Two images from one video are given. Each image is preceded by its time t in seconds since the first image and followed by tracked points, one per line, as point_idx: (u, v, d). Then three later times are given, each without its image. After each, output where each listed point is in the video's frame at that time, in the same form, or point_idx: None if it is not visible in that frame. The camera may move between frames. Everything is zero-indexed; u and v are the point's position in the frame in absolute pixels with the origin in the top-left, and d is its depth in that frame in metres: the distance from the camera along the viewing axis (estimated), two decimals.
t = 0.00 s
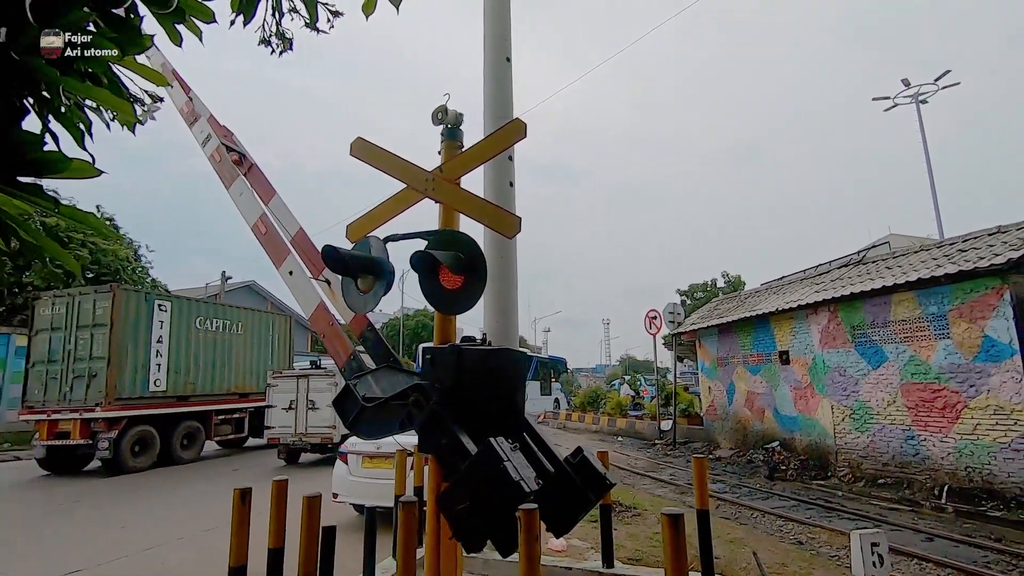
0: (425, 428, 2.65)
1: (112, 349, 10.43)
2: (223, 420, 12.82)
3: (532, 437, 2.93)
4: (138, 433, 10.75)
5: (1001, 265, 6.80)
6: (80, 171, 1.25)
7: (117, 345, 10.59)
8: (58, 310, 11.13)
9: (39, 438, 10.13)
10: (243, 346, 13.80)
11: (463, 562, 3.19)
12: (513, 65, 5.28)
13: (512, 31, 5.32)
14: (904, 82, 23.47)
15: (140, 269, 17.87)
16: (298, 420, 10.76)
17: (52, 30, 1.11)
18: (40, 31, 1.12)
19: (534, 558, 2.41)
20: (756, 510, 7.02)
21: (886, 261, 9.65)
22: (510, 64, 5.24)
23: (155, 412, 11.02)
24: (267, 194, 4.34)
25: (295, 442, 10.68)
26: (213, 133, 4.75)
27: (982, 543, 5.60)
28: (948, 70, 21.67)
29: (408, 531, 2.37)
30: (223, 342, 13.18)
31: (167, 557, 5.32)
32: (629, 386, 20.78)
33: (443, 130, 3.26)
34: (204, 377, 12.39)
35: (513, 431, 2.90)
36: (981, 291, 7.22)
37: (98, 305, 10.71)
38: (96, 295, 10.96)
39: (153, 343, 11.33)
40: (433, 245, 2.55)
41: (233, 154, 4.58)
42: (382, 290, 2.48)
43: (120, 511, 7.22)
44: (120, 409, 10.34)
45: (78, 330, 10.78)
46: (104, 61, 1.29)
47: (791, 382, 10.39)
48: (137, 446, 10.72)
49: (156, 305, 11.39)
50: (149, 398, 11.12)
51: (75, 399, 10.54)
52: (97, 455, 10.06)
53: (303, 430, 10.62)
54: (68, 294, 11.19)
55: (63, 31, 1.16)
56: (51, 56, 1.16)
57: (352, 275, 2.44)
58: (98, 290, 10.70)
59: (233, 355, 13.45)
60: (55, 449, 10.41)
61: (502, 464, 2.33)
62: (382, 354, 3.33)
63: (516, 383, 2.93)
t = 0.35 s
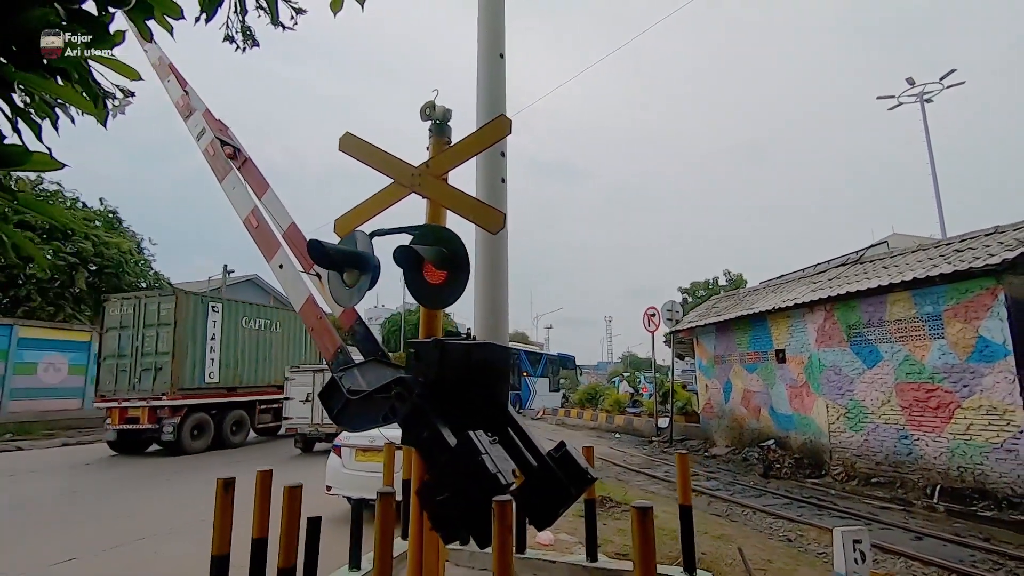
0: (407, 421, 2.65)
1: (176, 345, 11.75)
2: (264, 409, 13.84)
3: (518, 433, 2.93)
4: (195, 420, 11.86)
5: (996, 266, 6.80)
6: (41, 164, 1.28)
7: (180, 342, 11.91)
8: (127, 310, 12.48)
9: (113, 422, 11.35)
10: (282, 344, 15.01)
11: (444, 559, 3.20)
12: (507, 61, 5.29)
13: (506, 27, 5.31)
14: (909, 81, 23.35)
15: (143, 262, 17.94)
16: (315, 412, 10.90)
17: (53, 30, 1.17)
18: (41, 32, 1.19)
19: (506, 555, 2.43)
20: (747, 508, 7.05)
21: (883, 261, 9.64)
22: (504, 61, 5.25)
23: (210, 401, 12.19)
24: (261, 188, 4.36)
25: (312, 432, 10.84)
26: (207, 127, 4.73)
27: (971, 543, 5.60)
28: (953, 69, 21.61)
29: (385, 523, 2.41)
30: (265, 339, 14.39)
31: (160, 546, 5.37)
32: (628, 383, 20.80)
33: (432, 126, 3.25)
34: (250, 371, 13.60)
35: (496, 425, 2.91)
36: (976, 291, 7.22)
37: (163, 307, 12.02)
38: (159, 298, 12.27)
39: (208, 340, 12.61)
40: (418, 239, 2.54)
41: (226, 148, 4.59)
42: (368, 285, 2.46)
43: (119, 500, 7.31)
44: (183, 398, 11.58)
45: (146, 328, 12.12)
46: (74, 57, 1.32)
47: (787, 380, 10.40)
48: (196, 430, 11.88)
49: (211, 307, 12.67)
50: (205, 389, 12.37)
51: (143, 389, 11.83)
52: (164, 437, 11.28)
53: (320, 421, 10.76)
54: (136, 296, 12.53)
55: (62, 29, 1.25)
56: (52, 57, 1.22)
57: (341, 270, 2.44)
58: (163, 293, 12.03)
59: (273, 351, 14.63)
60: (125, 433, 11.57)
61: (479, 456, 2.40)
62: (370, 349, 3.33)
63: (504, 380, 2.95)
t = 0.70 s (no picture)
0: (390, 424, 2.67)
1: (219, 352, 12.26)
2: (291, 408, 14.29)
3: (502, 432, 2.97)
4: (238, 420, 12.31)
5: (979, 258, 6.88)
6: None
7: (222, 349, 12.42)
8: (169, 322, 12.96)
9: (163, 424, 11.66)
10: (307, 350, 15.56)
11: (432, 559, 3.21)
12: (490, 63, 5.31)
13: (488, 28, 5.32)
14: (899, 74, 23.45)
15: (138, 267, 17.93)
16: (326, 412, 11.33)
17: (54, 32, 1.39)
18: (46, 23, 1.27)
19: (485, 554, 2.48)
20: (738, 501, 7.11)
21: (870, 254, 9.72)
22: (486, 63, 5.27)
23: (252, 403, 12.70)
24: (247, 194, 4.38)
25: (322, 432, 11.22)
26: (194, 134, 4.74)
27: (956, 531, 5.67)
28: (943, 61, 21.49)
29: (367, 526, 2.44)
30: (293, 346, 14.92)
31: (153, 550, 5.39)
32: (623, 380, 20.87)
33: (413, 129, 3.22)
34: (282, 375, 14.12)
35: (478, 425, 2.91)
36: (960, 283, 7.29)
37: (206, 318, 12.58)
38: (201, 309, 12.81)
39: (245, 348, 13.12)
40: (398, 242, 2.53)
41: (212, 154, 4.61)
42: (350, 288, 2.46)
43: (115, 504, 7.34)
44: (228, 400, 12.08)
45: (189, 338, 12.62)
46: (41, 78, 1.35)
47: (778, 374, 10.48)
48: (237, 429, 12.32)
49: (246, 317, 13.21)
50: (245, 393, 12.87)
51: (189, 394, 12.32)
52: (210, 436, 11.66)
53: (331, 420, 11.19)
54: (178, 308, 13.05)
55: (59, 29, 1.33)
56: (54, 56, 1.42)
57: (324, 274, 2.43)
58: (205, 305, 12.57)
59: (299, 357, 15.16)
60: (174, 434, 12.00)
61: (458, 455, 2.39)
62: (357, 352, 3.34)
63: (485, 380, 3.00)
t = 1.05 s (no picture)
0: (385, 424, 2.74)
1: (257, 361, 12.84)
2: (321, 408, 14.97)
3: (496, 430, 2.99)
4: (276, 424, 12.93)
5: (964, 246, 6.98)
6: None
7: (259, 359, 12.97)
8: (211, 336, 13.65)
9: (207, 429, 12.28)
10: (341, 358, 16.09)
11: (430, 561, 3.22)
12: (475, 67, 5.39)
13: (473, 33, 5.39)
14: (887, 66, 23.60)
15: (134, 279, 17.98)
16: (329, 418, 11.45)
17: (53, 31, 1.32)
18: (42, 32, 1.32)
19: (478, 549, 2.52)
20: (734, 493, 7.20)
21: (860, 245, 9.83)
22: (472, 67, 5.34)
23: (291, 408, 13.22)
24: (240, 203, 4.44)
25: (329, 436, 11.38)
26: (185, 144, 4.77)
27: (948, 515, 5.77)
28: (931, 51, 21.53)
29: (363, 523, 2.50)
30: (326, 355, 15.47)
31: (155, 559, 5.43)
32: (622, 377, 20.93)
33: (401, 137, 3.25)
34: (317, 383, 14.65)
35: (471, 424, 2.96)
36: (947, 271, 7.40)
37: (244, 331, 13.19)
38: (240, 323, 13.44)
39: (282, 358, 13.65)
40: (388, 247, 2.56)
41: (204, 165, 4.65)
42: (342, 292, 2.53)
43: (119, 514, 7.38)
44: (268, 407, 12.62)
45: (229, 350, 13.24)
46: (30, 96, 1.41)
47: (773, 367, 10.58)
48: (275, 432, 13.00)
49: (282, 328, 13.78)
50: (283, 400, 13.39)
51: (231, 401, 12.92)
52: (252, 439, 12.32)
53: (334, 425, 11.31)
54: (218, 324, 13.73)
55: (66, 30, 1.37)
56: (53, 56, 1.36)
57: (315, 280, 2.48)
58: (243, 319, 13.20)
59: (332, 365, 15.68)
60: (217, 438, 12.64)
61: (451, 452, 2.41)
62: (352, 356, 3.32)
63: (478, 377, 3.02)
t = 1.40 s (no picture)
0: (374, 420, 2.75)
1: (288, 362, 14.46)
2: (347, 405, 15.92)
3: (485, 424, 3.00)
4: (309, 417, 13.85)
5: (953, 231, 7.02)
6: None
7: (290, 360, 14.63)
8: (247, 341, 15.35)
9: (247, 424, 13.21)
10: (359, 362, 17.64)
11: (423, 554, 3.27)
12: (461, 65, 5.43)
13: (458, 31, 5.43)
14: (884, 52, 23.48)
15: (135, 283, 18.09)
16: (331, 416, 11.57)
17: (52, 30, 1.35)
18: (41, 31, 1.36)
19: (462, 539, 2.60)
20: (729, 481, 7.28)
21: (852, 232, 9.87)
22: (458, 65, 5.39)
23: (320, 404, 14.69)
24: (231, 206, 4.46)
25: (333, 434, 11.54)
26: (175, 149, 4.78)
27: (938, 498, 5.84)
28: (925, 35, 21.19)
29: (352, 518, 2.57)
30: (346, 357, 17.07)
31: (157, 558, 5.52)
32: (622, 369, 21.00)
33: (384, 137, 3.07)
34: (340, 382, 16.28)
35: (461, 418, 2.98)
36: (938, 256, 7.44)
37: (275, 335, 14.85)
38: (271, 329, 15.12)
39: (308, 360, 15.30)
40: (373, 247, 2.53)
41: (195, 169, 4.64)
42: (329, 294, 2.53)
43: (124, 515, 7.49)
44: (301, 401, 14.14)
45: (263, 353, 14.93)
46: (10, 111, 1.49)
47: (769, 355, 10.64)
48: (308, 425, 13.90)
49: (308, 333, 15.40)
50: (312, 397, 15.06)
51: (268, 398, 14.59)
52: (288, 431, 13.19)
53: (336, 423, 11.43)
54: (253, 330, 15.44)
55: (65, 29, 1.41)
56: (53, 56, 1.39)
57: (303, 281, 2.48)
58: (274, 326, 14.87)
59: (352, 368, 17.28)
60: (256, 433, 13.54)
61: (436, 445, 2.45)
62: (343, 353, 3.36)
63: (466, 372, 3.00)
